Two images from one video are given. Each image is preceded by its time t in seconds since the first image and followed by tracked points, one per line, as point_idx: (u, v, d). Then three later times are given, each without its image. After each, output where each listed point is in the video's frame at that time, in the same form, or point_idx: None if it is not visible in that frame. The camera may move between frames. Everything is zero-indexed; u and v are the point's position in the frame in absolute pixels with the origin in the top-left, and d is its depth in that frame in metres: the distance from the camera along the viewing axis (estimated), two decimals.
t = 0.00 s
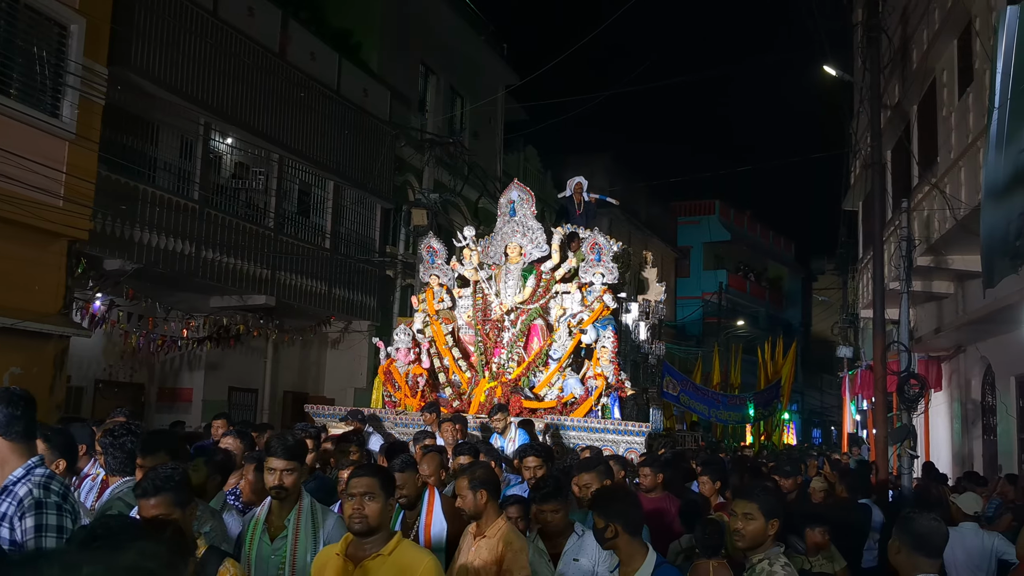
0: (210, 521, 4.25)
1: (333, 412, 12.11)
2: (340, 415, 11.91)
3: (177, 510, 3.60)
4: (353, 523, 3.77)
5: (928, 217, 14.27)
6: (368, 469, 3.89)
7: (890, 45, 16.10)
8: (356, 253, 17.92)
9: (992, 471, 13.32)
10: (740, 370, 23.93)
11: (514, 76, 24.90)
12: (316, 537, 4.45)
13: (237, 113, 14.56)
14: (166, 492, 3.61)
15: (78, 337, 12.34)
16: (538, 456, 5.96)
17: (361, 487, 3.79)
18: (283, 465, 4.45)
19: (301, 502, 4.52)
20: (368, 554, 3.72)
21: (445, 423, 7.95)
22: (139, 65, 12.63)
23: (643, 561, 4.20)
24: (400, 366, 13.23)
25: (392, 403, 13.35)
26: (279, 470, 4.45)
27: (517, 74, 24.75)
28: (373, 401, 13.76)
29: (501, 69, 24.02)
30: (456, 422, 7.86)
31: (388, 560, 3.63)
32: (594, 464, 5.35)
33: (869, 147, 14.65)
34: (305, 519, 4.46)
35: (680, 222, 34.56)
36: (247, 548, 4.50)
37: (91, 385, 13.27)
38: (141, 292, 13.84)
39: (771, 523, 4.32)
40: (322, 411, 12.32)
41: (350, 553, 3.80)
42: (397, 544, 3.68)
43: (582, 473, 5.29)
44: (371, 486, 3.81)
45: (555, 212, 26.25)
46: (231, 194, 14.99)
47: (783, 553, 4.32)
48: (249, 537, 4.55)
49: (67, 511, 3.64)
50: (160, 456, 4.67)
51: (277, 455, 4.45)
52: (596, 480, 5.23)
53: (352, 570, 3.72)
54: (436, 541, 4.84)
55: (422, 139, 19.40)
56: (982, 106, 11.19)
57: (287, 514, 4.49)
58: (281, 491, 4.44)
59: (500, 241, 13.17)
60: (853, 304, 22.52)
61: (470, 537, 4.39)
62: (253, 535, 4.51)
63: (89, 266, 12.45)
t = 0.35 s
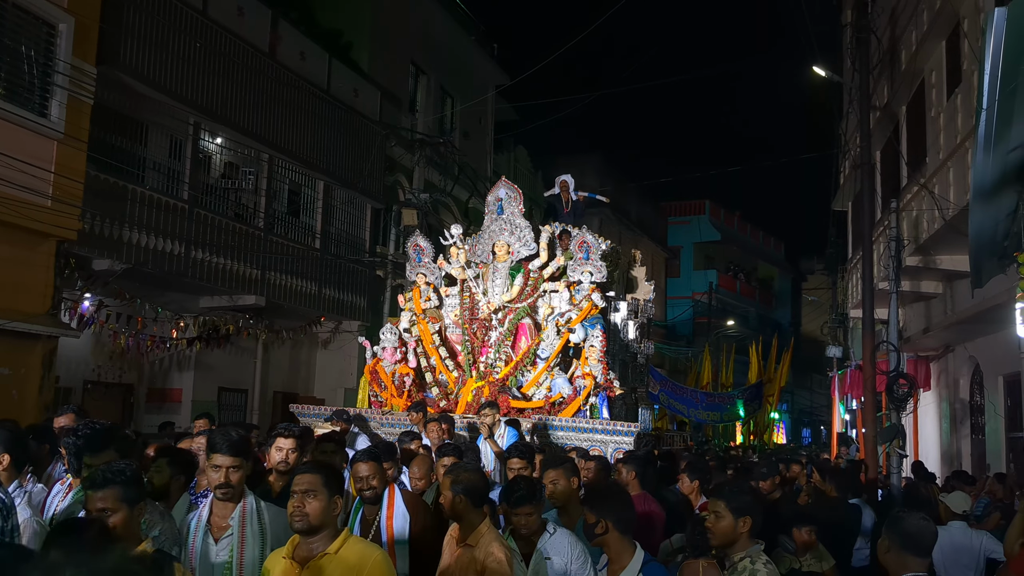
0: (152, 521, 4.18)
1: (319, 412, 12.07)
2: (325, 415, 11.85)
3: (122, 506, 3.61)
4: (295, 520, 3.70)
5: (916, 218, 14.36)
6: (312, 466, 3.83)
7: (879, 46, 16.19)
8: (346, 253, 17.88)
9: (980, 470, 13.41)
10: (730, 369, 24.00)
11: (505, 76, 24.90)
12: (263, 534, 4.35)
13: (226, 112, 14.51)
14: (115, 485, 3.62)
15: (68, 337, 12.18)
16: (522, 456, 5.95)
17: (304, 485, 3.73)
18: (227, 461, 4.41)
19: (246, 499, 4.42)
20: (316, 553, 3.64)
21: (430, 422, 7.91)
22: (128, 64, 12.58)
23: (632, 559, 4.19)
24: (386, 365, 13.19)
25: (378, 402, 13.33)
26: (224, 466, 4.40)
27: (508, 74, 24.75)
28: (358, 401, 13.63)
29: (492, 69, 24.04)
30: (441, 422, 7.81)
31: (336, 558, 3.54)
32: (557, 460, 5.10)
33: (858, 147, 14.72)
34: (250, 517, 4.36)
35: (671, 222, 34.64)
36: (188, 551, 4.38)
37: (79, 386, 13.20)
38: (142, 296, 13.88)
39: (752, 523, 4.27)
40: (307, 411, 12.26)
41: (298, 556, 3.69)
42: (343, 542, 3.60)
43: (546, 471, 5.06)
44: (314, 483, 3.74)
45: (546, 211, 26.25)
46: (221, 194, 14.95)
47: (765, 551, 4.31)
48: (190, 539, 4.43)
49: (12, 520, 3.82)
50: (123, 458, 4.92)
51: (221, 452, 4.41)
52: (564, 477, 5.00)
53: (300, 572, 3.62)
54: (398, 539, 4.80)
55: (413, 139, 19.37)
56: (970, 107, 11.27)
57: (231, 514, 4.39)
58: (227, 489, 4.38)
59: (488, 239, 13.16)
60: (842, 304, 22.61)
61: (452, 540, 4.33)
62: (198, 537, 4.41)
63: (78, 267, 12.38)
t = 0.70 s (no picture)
0: (112, 512, 3.95)
1: (317, 412, 12.05)
2: (323, 415, 11.83)
3: (75, 504, 3.39)
4: (275, 527, 3.55)
5: (918, 218, 14.34)
6: (293, 471, 3.68)
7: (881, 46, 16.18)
8: (348, 253, 17.88)
9: (983, 470, 13.39)
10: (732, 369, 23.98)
11: (507, 76, 24.91)
12: (233, 536, 4.22)
13: (228, 113, 14.52)
14: (68, 483, 3.40)
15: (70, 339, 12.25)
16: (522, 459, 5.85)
17: (285, 490, 3.58)
18: (197, 459, 4.26)
19: (214, 499, 4.26)
20: (297, 562, 3.52)
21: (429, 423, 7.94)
22: (130, 65, 12.60)
23: (630, 553, 4.22)
24: (385, 365, 13.18)
25: (377, 403, 13.19)
26: (197, 465, 4.26)
27: (509, 74, 24.76)
28: (357, 400, 13.61)
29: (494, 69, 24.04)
30: (440, 423, 7.84)
31: (319, 565, 3.47)
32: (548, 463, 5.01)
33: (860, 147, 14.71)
34: (219, 519, 4.21)
35: (673, 222, 34.62)
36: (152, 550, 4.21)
37: (81, 386, 13.21)
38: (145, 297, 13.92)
39: (739, 519, 4.23)
40: (305, 410, 12.23)
41: (275, 565, 3.55)
42: (326, 550, 3.52)
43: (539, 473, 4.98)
44: (296, 489, 3.60)
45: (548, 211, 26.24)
46: (223, 194, 14.96)
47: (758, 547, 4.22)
48: (155, 537, 4.25)
49: None
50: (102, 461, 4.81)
51: (192, 449, 4.26)
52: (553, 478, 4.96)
53: None
54: (384, 545, 4.73)
55: (414, 139, 19.38)
56: (972, 107, 11.25)
57: (198, 513, 4.24)
58: (196, 489, 4.23)
59: (487, 238, 13.15)
60: (845, 303, 22.58)
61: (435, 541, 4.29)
62: (165, 539, 4.21)
63: (79, 267, 12.38)
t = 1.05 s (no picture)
0: (76, 507, 3.96)
1: (317, 411, 12.06)
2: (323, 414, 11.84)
3: (23, 507, 3.35)
4: (268, 529, 3.57)
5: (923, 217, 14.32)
6: (290, 472, 3.73)
7: (885, 46, 16.14)
8: (352, 253, 17.90)
9: (988, 470, 13.35)
10: (737, 369, 23.94)
11: (510, 76, 24.90)
12: (211, 543, 4.12)
13: (232, 113, 14.54)
14: (17, 485, 3.36)
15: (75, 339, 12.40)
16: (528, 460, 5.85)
17: (281, 491, 3.61)
18: (180, 463, 4.19)
19: (194, 506, 4.19)
20: (288, 565, 3.54)
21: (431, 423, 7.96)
22: (136, 66, 12.63)
23: (629, 548, 4.23)
24: (385, 364, 13.28)
25: (377, 402, 13.42)
26: (179, 470, 4.17)
27: (513, 74, 24.76)
28: (357, 400, 13.76)
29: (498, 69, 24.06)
30: (441, 423, 7.85)
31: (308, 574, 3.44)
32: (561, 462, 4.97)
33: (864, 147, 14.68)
34: (198, 527, 4.13)
35: (677, 221, 34.57)
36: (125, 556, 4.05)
37: (87, 386, 13.25)
38: (145, 296, 13.97)
39: (737, 519, 4.22)
40: (305, 410, 12.24)
41: (266, 566, 3.57)
42: (318, 560, 3.48)
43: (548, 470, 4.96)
44: (291, 491, 3.64)
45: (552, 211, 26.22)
46: (227, 194, 14.97)
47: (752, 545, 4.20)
48: (130, 542, 4.15)
49: None
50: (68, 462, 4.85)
51: (175, 453, 4.20)
52: (562, 480, 4.91)
53: None
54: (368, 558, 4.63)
55: (418, 139, 19.39)
56: (977, 106, 11.21)
57: (178, 521, 4.16)
58: (176, 495, 4.15)
59: (489, 236, 13.14)
60: (849, 303, 22.53)
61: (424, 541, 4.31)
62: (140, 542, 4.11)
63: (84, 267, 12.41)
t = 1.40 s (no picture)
0: (46, 507, 3.97)
1: (318, 411, 12.07)
2: (323, 414, 11.83)
3: None
4: (236, 534, 3.55)
5: (926, 217, 14.29)
6: (262, 475, 3.71)
7: (889, 46, 16.12)
8: (356, 253, 17.93)
9: (992, 470, 13.32)
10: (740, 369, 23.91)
11: (514, 76, 24.91)
12: (188, 545, 4.03)
13: (237, 113, 14.58)
14: None
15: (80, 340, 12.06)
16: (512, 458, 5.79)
17: (249, 493, 3.60)
18: (154, 463, 4.07)
19: (171, 506, 4.10)
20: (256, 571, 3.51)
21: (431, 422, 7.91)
22: (141, 66, 12.67)
23: (629, 544, 4.23)
24: (386, 364, 13.28)
25: (377, 402, 13.40)
26: (153, 469, 4.06)
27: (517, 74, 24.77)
28: (356, 399, 13.70)
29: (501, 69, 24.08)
30: (441, 423, 7.83)
31: None
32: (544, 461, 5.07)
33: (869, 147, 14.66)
34: (173, 527, 4.04)
35: (681, 221, 34.54)
36: (98, 560, 3.96)
37: (91, 386, 13.28)
38: (150, 296, 13.96)
39: (728, 524, 4.18)
40: (306, 409, 12.24)
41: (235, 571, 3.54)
42: (289, 566, 3.49)
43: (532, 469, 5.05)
44: (260, 493, 3.62)
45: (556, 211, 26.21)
46: (231, 194, 15.01)
47: (747, 550, 4.19)
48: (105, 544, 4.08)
49: None
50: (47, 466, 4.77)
51: (149, 453, 4.09)
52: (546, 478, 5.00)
53: None
54: (347, 558, 4.58)
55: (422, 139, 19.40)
56: (981, 106, 11.19)
57: (153, 521, 4.06)
58: (152, 495, 4.04)
59: (490, 235, 13.15)
60: (854, 303, 22.50)
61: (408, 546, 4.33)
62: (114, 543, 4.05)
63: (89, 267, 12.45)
